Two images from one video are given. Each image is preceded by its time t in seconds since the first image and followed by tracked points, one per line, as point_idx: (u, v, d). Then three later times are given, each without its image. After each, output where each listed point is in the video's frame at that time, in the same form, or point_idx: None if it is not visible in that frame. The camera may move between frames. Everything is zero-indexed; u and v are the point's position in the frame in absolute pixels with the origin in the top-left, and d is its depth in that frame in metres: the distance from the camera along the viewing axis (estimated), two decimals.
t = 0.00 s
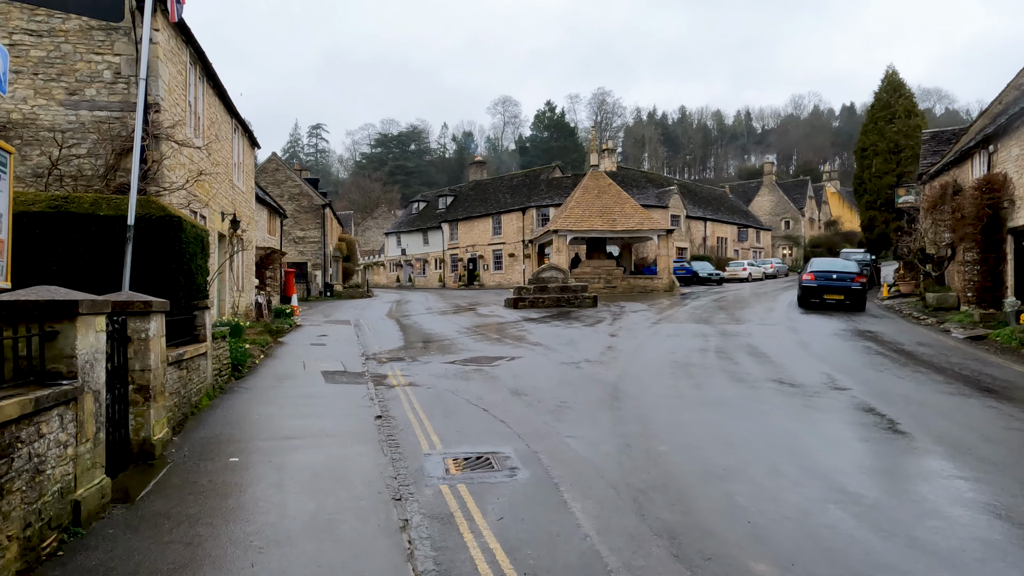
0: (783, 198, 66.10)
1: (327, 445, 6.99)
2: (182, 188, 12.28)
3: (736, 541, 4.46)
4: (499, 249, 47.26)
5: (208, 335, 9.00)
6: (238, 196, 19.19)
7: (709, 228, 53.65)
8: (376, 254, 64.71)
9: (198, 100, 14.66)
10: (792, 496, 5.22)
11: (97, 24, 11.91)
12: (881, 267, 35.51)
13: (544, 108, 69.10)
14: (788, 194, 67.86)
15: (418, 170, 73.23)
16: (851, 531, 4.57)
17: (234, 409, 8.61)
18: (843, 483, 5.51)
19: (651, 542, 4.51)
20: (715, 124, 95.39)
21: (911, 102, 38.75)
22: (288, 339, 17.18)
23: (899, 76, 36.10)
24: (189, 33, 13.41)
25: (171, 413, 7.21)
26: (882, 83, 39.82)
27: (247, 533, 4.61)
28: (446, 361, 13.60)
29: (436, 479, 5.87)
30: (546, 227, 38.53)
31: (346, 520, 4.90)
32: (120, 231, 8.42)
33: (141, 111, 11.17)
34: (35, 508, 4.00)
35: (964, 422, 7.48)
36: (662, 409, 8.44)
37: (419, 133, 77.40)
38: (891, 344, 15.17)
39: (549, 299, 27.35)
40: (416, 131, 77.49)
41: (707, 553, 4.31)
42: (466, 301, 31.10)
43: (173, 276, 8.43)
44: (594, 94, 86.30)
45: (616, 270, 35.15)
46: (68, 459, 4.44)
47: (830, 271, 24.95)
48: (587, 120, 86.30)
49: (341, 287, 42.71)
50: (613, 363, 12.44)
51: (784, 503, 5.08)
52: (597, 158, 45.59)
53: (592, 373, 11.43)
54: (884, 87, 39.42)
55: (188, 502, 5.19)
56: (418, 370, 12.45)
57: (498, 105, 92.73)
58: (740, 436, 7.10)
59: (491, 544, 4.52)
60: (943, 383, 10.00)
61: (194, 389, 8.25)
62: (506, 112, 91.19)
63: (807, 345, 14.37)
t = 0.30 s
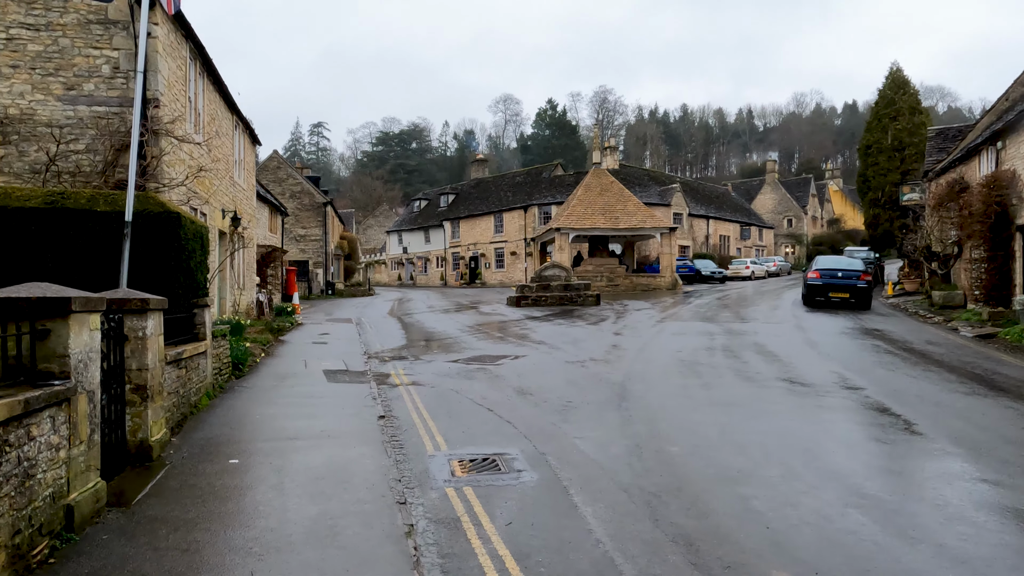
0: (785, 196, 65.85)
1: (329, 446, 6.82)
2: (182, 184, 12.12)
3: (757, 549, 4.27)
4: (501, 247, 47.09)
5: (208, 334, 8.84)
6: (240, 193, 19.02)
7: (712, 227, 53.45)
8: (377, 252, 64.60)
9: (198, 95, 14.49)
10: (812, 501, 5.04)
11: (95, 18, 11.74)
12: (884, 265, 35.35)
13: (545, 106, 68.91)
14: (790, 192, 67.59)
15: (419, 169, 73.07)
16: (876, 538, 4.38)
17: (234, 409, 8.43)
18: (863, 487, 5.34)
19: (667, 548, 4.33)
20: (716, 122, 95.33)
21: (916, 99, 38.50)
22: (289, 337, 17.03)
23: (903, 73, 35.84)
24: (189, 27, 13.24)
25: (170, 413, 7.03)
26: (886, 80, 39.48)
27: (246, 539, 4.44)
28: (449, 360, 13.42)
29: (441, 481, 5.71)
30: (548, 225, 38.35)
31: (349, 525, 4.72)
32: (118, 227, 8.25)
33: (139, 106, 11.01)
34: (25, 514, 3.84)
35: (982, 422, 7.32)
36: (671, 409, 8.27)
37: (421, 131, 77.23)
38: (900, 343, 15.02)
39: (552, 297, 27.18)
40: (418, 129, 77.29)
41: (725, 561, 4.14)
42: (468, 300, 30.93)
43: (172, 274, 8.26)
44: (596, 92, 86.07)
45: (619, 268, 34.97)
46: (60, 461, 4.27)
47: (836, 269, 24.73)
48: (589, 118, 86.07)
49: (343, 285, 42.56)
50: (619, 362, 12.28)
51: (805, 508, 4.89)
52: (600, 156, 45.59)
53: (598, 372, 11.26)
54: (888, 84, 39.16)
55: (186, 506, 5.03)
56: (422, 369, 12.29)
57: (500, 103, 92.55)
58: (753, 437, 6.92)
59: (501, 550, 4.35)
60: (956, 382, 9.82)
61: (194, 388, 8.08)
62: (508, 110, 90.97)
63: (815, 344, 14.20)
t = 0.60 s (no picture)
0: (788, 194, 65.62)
1: (330, 444, 6.63)
2: (181, 179, 11.93)
3: (780, 552, 4.08)
4: (502, 245, 46.91)
5: (207, 330, 8.65)
6: (240, 189, 18.84)
7: (714, 224, 53.24)
8: (378, 250, 64.41)
9: (198, 89, 14.32)
10: (834, 502, 4.85)
11: (93, 9, 11.54)
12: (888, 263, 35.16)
13: (547, 104, 68.72)
14: (792, 190, 67.35)
15: (420, 167, 72.88)
16: (904, 540, 4.19)
17: (234, 407, 8.25)
18: (886, 488, 5.14)
19: (685, 552, 4.14)
20: (717, 120, 95.14)
21: (919, 96, 38.27)
22: (290, 335, 16.85)
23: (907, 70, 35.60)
24: (189, 20, 13.05)
25: (167, 410, 6.85)
26: (889, 77, 39.17)
27: (245, 542, 4.25)
28: (452, 357, 13.25)
29: (447, 481, 5.52)
30: (550, 223, 38.17)
31: (352, 527, 4.53)
32: (115, 221, 8.07)
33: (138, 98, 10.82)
34: (12, 516, 3.66)
35: (1001, 420, 7.14)
36: (681, 407, 8.08)
37: (421, 129, 77.02)
38: (908, 340, 14.83)
39: (554, 295, 27.00)
40: (419, 127, 77.07)
41: (748, 565, 3.94)
42: (469, 297, 30.74)
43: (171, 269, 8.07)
44: (597, 90, 85.87)
45: (621, 266, 34.79)
46: (51, 460, 4.10)
47: (841, 266, 24.51)
48: (590, 116, 85.84)
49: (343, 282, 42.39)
50: (624, 359, 12.10)
51: (827, 510, 4.70)
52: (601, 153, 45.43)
53: (604, 369, 11.08)
54: (892, 81, 38.92)
55: (183, 506, 4.84)
56: (424, 366, 12.12)
57: (501, 101, 92.36)
58: (767, 435, 6.73)
59: (511, 553, 4.16)
60: (970, 380, 9.64)
61: (192, 384, 7.89)
62: (508, 108, 90.74)
63: (822, 341, 14.03)
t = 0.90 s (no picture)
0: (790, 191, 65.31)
1: (331, 444, 6.42)
2: (179, 173, 11.72)
3: (806, 559, 3.87)
4: (503, 242, 46.67)
5: (206, 326, 8.43)
6: (240, 185, 18.63)
7: (716, 222, 52.98)
8: (379, 248, 64.14)
9: (197, 82, 14.11)
10: (859, 506, 4.63)
11: None
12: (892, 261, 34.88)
13: (548, 101, 68.45)
14: (795, 187, 67.04)
15: (421, 164, 72.59)
16: (936, 547, 3.97)
17: (233, 405, 8.04)
18: (911, 490, 4.93)
19: (706, 559, 3.92)
20: (718, 117, 94.77)
21: (924, 92, 37.98)
22: (290, 332, 16.64)
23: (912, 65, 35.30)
24: (187, 12, 12.81)
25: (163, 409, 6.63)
26: (894, 73, 38.89)
27: (242, 548, 4.04)
28: (455, 354, 13.02)
29: (452, 483, 5.31)
30: (552, 219, 37.93)
31: (355, 532, 4.31)
32: (110, 215, 7.85)
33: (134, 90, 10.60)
34: None
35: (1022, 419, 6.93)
36: (692, 405, 7.86)
37: (422, 126, 76.72)
38: (917, 337, 14.61)
39: (556, 292, 26.78)
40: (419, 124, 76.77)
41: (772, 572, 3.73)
42: (471, 295, 30.49)
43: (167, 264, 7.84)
44: (598, 88, 85.55)
45: (623, 263, 34.56)
46: (37, 462, 3.88)
47: (846, 263, 24.27)
48: (591, 113, 85.50)
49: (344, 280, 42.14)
50: (631, 356, 11.89)
51: (853, 514, 4.48)
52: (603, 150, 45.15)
53: (611, 366, 10.87)
54: (896, 77, 38.62)
55: (177, 510, 4.63)
56: (427, 363, 11.91)
57: (502, 99, 92.07)
58: (781, 435, 6.52)
59: (523, 560, 3.95)
60: (985, 378, 9.42)
61: (189, 383, 7.67)
62: (509, 105, 90.43)
63: (831, 338, 13.81)
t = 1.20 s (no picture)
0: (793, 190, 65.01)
1: (331, 452, 6.18)
2: (176, 171, 11.48)
3: None
4: (505, 241, 46.41)
5: (203, 328, 8.19)
6: (239, 183, 18.40)
7: (718, 220, 52.70)
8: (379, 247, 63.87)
9: (195, 79, 13.85)
10: (889, 522, 4.38)
11: None
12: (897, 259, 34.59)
13: (549, 100, 68.17)
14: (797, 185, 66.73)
15: (422, 162, 72.30)
16: (973, 569, 3.73)
17: (230, 410, 7.80)
18: (940, 504, 4.70)
19: None
20: (720, 116, 94.37)
21: (928, 90, 37.67)
22: (290, 332, 16.41)
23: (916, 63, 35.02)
24: (184, 7, 12.58)
25: (156, 415, 6.39)
26: (898, 70, 38.60)
27: (235, 569, 3.80)
28: (458, 355, 12.79)
29: (457, 495, 5.06)
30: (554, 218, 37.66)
31: (356, 551, 4.07)
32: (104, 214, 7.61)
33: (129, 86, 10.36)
34: None
35: None
36: (704, 410, 7.63)
37: (423, 125, 76.44)
38: (928, 338, 14.36)
39: (559, 291, 26.53)
40: (420, 123, 76.49)
41: None
42: (473, 294, 30.25)
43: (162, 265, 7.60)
44: (599, 86, 85.20)
45: (626, 261, 34.30)
46: (18, 477, 3.65)
47: (852, 262, 24.02)
48: (592, 111, 85.17)
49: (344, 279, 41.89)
50: (638, 358, 11.65)
51: (882, 531, 4.24)
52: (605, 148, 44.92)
53: (617, 368, 10.64)
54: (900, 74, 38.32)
55: (168, 526, 4.39)
56: (429, 365, 11.68)
57: (503, 97, 91.76)
58: (799, 443, 6.27)
59: None
60: (1003, 380, 9.18)
61: (185, 388, 7.42)
62: (510, 104, 90.12)
63: (841, 339, 13.56)
